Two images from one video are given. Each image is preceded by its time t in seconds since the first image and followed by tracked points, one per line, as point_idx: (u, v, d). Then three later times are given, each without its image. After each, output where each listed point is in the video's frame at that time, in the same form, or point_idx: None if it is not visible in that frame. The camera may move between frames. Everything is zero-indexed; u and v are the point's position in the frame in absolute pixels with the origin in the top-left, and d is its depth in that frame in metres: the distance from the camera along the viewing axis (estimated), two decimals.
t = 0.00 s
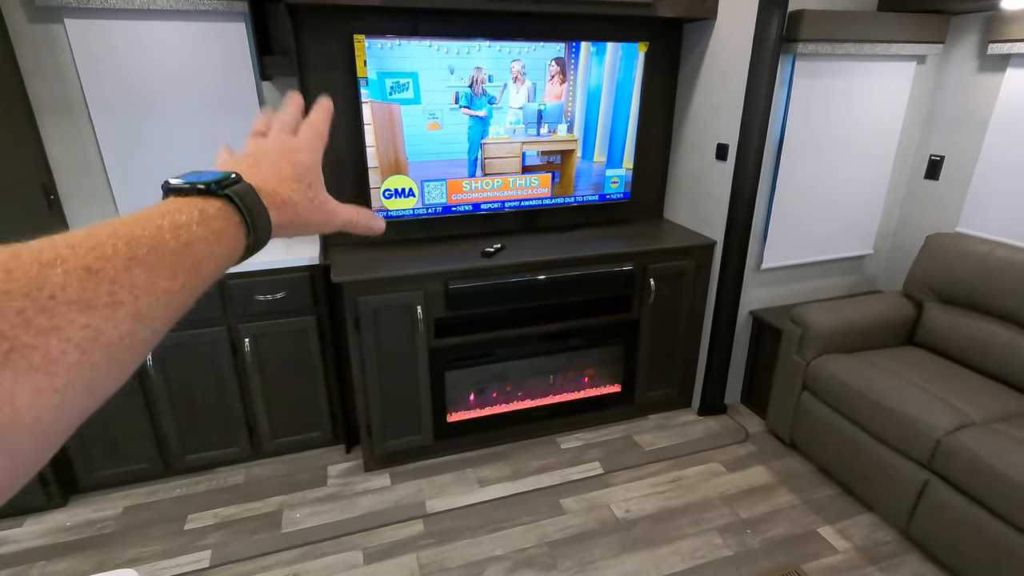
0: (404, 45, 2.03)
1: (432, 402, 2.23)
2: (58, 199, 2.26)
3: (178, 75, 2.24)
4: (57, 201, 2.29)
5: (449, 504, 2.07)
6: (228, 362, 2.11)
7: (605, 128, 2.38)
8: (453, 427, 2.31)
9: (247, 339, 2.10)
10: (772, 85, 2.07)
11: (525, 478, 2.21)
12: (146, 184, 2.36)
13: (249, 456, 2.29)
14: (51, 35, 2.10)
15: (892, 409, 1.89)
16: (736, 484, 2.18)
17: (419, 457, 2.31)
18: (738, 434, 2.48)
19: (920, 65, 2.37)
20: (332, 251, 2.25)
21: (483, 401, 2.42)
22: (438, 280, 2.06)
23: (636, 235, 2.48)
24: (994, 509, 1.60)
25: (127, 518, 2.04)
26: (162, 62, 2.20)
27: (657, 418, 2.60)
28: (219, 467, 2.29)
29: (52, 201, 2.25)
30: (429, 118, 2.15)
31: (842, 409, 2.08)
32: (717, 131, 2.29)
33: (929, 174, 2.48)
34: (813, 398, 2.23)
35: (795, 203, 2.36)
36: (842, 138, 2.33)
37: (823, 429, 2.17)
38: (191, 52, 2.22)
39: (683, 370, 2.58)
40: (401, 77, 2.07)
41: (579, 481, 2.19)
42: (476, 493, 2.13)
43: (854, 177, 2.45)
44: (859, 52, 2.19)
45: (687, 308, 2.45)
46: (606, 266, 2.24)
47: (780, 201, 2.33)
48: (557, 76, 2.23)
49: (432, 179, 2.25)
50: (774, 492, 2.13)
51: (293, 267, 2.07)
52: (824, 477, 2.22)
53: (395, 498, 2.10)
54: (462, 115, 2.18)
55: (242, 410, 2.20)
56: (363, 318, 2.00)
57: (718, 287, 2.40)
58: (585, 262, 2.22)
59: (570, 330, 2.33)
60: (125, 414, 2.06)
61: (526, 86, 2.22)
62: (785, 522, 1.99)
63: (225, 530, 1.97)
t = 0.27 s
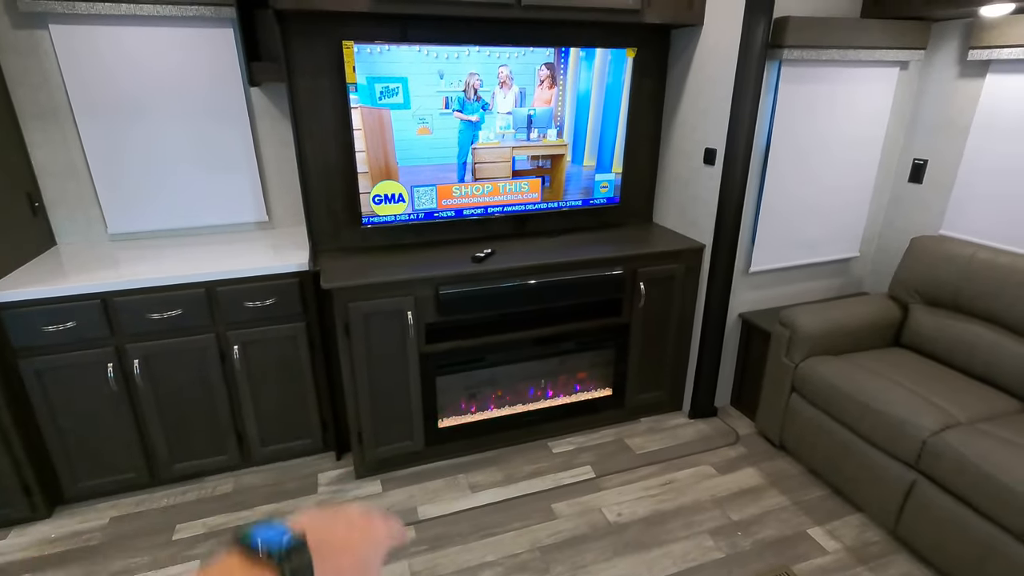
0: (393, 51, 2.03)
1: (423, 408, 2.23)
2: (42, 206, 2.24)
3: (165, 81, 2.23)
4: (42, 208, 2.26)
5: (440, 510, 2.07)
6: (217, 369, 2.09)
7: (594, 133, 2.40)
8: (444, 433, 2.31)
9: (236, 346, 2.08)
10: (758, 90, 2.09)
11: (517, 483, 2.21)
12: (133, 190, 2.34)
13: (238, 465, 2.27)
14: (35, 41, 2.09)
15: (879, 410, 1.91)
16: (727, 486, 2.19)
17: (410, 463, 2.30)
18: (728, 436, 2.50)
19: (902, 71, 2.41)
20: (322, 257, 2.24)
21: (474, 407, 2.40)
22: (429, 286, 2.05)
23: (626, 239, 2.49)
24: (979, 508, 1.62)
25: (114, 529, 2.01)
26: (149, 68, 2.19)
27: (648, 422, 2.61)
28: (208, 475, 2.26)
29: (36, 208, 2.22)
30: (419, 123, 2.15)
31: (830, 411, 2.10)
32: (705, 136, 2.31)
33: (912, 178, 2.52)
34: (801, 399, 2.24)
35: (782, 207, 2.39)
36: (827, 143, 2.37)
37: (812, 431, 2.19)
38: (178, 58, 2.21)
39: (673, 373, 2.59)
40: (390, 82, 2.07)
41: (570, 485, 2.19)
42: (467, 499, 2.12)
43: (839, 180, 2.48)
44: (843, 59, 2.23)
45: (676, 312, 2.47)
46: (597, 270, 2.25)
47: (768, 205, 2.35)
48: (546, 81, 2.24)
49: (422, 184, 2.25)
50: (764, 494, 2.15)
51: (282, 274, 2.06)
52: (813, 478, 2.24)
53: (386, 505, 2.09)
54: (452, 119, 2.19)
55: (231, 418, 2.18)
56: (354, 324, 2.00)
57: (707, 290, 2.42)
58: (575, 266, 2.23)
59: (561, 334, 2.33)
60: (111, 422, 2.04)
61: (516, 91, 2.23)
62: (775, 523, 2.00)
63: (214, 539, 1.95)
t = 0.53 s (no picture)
0: (379, 54, 2.02)
1: (412, 414, 2.21)
2: (21, 212, 2.19)
3: (147, 85, 2.20)
4: (20, 214, 2.22)
5: (430, 517, 2.05)
6: (201, 377, 2.06)
7: (581, 137, 2.40)
8: (433, 438, 2.29)
9: (220, 353, 2.05)
10: (743, 93, 2.10)
11: (507, 488, 2.20)
12: (115, 196, 2.30)
13: (223, 473, 2.23)
14: (13, 44, 2.05)
15: (866, 411, 1.92)
16: (716, 488, 2.19)
17: (399, 470, 2.28)
18: (717, 438, 2.50)
19: (885, 75, 2.43)
20: (308, 262, 2.22)
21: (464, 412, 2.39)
22: (416, 291, 2.04)
23: (614, 242, 2.49)
24: (965, 507, 1.63)
25: (95, 541, 1.97)
26: (130, 73, 2.16)
27: (638, 425, 2.61)
28: (192, 485, 2.23)
29: (14, 214, 2.18)
30: (406, 127, 2.14)
31: (818, 411, 2.11)
32: (691, 139, 2.32)
33: (896, 180, 2.55)
34: (789, 401, 2.26)
35: (768, 209, 2.40)
36: (812, 145, 2.38)
37: (800, 432, 2.20)
38: (161, 62, 2.18)
39: (662, 375, 2.60)
40: (376, 86, 2.05)
41: (560, 490, 2.19)
42: (457, 505, 2.11)
43: (825, 182, 2.50)
44: (826, 62, 2.25)
45: (665, 314, 2.47)
46: (585, 274, 2.25)
47: (754, 207, 2.37)
48: (533, 84, 2.25)
49: (409, 189, 2.23)
50: (753, 496, 2.15)
51: (267, 279, 2.03)
52: (802, 479, 2.25)
53: (375, 513, 2.07)
54: (439, 123, 2.18)
55: (216, 426, 2.14)
56: (340, 329, 1.98)
57: (695, 293, 2.42)
58: (563, 270, 2.23)
59: (550, 338, 2.33)
60: (93, 433, 2.00)
61: (503, 95, 2.23)
62: (764, 525, 2.01)
63: (199, 550, 1.92)
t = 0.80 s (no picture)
0: (364, 59, 2.01)
1: (399, 419, 2.20)
2: None
3: (128, 89, 2.17)
4: None
5: (418, 522, 2.04)
6: (185, 384, 2.03)
7: (567, 140, 2.41)
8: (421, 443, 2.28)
9: (204, 360, 2.03)
10: (727, 98, 2.13)
11: (495, 492, 2.19)
12: (95, 201, 2.26)
13: (208, 482, 2.21)
14: None
15: (849, 411, 1.94)
16: (704, 490, 2.21)
17: (386, 476, 2.27)
18: (704, 439, 2.52)
19: (865, 79, 2.47)
20: (293, 267, 2.20)
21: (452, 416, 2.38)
22: (403, 295, 2.03)
23: (601, 245, 2.50)
24: (946, 505, 1.66)
25: (76, 553, 1.93)
26: (111, 77, 2.13)
27: (625, 427, 2.62)
28: (176, 494, 2.20)
29: None
30: (392, 132, 2.13)
31: (802, 412, 2.13)
32: (676, 142, 2.34)
33: (877, 182, 2.59)
34: (775, 401, 2.28)
35: (752, 212, 2.43)
36: (794, 148, 2.41)
37: (786, 432, 2.22)
38: (142, 65, 2.15)
39: (650, 377, 2.61)
40: (362, 91, 2.05)
41: (549, 493, 2.19)
42: (445, 510, 2.10)
43: (807, 185, 2.53)
44: (807, 66, 2.28)
45: (652, 317, 2.49)
46: (572, 277, 2.26)
47: (738, 210, 2.39)
48: (519, 89, 2.25)
49: (395, 193, 2.23)
50: (740, 496, 2.17)
51: (251, 285, 2.01)
52: (788, 479, 2.27)
53: (362, 519, 2.06)
54: (425, 128, 2.17)
55: (200, 434, 2.12)
56: (326, 335, 1.97)
57: (681, 295, 2.44)
58: (550, 273, 2.23)
59: (537, 341, 2.33)
60: (73, 443, 1.97)
61: (489, 99, 2.23)
62: (751, 525, 2.02)
63: (183, 560, 1.89)
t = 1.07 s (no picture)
0: (334, 61, 1.98)
1: (373, 424, 2.17)
2: None
3: (86, 90, 2.10)
4: None
5: (393, 529, 2.01)
6: (149, 394, 1.97)
7: (540, 142, 2.42)
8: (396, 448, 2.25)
9: (169, 368, 1.97)
10: (695, 100, 2.16)
11: (472, 496, 2.18)
12: (52, 206, 2.18)
13: (175, 494, 2.14)
14: None
15: (817, 405, 1.99)
16: (678, 487, 2.23)
17: (361, 482, 2.23)
18: (678, 437, 2.54)
19: (828, 81, 2.53)
20: (261, 272, 2.16)
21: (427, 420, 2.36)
22: (375, 299, 2.01)
23: (574, 246, 2.51)
24: (910, 495, 1.70)
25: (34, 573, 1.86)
26: (66, 77, 2.06)
27: (601, 427, 2.63)
28: (142, 507, 2.13)
29: None
30: (363, 134, 2.10)
31: (772, 407, 2.17)
32: (646, 144, 2.36)
33: (840, 182, 2.66)
34: (746, 398, 2.32)
35: (721, 211, 2.47)
36: (761, 149, 2.46)
37: (757, 428, 2.26)
38: (100, 65, 2.08)
39: (624, 377, 2.63)
40: (332, 93, 2.02)
41: (525, 495, 2.18)
42: (421, 515, 2.08)
43: (774, 185, 2.58)
44: (772, 69, 2.32)
45: (625, 316, 2.51)
46: (545, 278, 2.26)
47: (708, 210, 2.43)
48: (490, 92, 2.25)
49: (366, 196, 2.20)
50: (714, 492, 2.20)
51: (218, 291, 1.96)
52: (760, 474, 2.31)
53: (336, 528, 2.02)
54: (396, 130, 2.15)
55: (166, 445, 2.06)
56: (296, 340, 1.93)
57: (654, 295, 2.46)
58: (523, 275, 2.23)
59: (512, 342, 2.32)
60: (30, 458, 1.89)
61: (461, 102, 2.22)
62: (725, 521, 2.05)
63: None
